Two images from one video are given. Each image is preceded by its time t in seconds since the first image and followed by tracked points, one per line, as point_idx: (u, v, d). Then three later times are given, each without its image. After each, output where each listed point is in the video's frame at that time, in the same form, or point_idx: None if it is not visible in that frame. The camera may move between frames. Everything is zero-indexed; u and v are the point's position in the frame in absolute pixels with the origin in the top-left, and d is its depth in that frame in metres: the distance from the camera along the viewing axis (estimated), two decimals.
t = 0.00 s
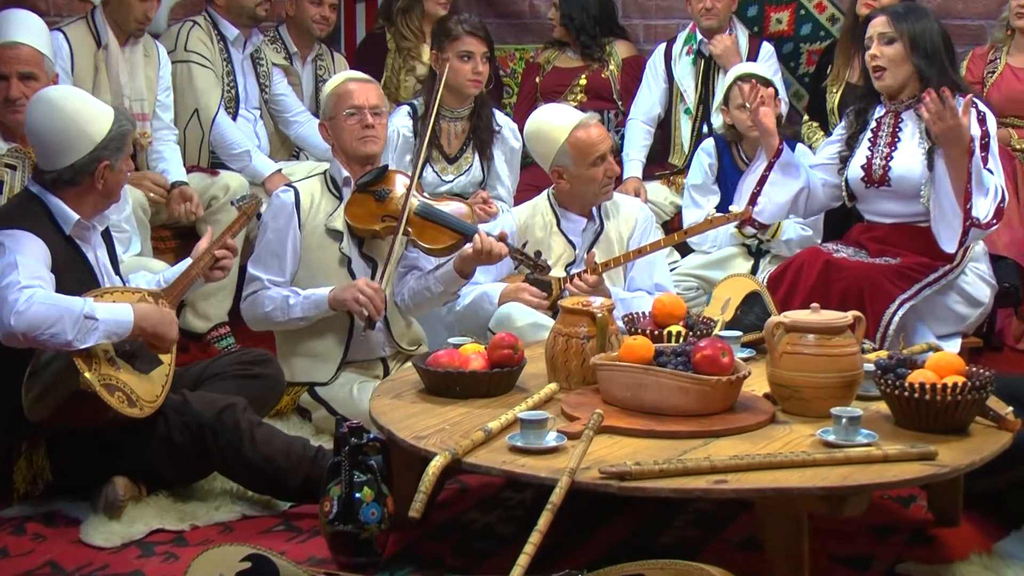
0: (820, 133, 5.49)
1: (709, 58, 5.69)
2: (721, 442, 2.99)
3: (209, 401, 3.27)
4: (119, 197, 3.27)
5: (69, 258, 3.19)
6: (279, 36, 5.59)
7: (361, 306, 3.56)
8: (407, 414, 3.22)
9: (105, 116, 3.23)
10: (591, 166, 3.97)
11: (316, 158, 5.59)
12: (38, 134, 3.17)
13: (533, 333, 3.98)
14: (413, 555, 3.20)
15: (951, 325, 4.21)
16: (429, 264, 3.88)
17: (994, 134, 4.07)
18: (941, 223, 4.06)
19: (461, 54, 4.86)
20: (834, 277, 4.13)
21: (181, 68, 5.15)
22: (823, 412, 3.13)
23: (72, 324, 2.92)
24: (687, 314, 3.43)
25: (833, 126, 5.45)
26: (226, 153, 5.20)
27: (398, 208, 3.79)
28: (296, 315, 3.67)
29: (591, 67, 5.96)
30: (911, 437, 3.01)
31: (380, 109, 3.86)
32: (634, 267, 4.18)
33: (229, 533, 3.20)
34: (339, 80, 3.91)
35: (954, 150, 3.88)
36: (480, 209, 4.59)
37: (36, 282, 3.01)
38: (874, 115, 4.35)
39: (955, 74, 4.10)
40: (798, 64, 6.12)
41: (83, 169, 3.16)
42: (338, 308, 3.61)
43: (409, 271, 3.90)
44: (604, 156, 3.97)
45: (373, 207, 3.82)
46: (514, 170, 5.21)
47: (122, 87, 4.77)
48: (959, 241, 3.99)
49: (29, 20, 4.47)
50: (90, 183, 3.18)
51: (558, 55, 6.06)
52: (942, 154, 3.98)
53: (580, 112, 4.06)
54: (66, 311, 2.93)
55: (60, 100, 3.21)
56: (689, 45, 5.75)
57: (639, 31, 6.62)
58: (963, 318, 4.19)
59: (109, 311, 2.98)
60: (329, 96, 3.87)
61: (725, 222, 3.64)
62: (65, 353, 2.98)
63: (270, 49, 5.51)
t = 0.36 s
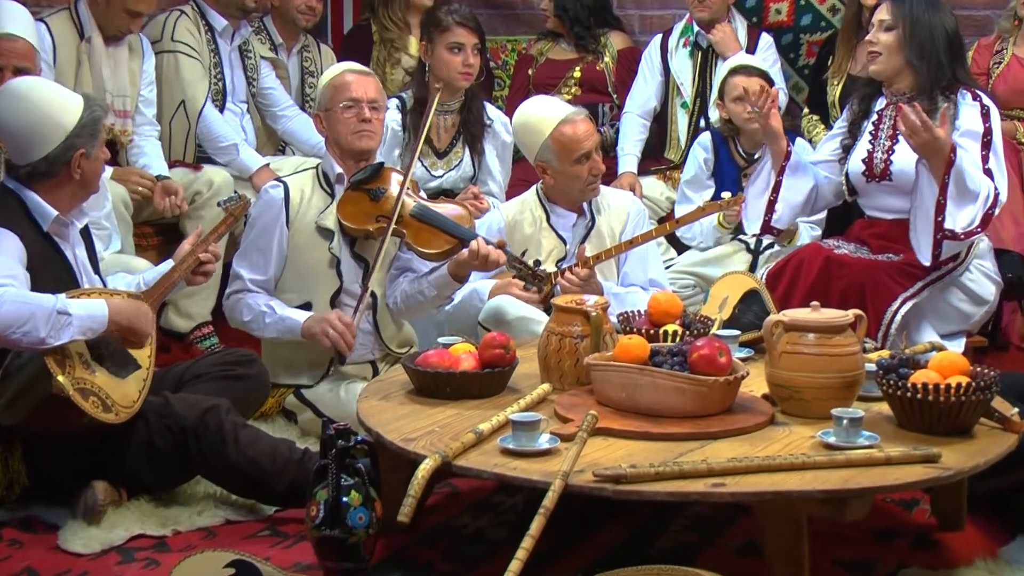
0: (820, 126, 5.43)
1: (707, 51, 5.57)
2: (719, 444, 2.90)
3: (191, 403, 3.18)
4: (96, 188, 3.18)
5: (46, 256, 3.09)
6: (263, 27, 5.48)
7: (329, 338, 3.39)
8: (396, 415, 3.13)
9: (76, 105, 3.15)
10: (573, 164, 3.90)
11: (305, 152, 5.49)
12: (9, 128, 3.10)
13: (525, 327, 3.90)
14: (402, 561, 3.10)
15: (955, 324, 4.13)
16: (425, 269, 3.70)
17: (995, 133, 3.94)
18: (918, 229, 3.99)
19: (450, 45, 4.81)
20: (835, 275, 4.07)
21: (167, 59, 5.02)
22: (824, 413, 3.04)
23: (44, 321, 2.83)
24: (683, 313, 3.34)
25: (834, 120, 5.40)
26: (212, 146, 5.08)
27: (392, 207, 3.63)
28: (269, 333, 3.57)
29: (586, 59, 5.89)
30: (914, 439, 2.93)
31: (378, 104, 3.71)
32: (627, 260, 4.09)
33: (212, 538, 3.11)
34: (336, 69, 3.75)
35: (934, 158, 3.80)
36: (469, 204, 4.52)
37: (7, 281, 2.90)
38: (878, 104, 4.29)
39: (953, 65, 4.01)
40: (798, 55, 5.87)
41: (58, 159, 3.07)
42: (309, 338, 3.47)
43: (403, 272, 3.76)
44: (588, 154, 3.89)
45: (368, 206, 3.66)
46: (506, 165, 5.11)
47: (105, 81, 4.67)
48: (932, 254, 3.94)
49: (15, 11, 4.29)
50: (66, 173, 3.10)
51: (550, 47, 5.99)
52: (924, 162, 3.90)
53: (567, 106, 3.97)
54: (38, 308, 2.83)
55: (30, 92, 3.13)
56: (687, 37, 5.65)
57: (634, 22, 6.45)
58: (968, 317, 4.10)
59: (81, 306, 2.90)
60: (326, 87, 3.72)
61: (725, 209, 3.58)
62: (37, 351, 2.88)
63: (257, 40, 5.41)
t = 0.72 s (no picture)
0: (820, 120, 5.32)
1: (704, 42, 5.49)
2: (716, 447, 2.82)
3: (171, 406, 3.08)
4: (70, 184, 3.09)
5: (17, 254, 3.01)
6: (246, 17, 5.31)
7: (316, 340, 3.32)
8: (384, 418, 3.04)
9: (49, 98, 3.05)
10: (547, 176, 3.84)
11: (287, 147, 5.36)
12: None
13: (517, 328, 3.84)
14: (389, 568, 3.01)
15: (959, 323, 4.04)
16: (414, 276, 3.58)
17: (1001, 127, 3.88)
18: (915, 232, 3.93)
19: (439, 37, 4.71)
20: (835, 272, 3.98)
21: (144, 51, 4.93)
22: (823, 416, 2.95)
23: (15, 322, 2.78)
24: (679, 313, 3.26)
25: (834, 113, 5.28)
26: (192, 140, 4.98)
27: (381, 210, 3.50)
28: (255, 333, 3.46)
29: (578, 51, 5.80)
30: (915, 442, 2.85)
31: (370, 98, 3.60)
32: (622, 261, 4.00)
33: (193, 545, 3.02)
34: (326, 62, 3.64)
35: (923, 163, 3.75)
36: (459, 202, 4.45)
37: None
38: (880, 98, 4.20)
39: (963, 57, 3.94)
40: (796, 47, 5.79)
41: (31, 154, 2.97)
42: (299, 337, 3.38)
43: (391, 276, 3.66)
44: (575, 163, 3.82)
45: (355, 207, 3.53)
46: (496, 159, 5.03)
47: (82, 75, 4.55)
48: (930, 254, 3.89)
49: None
50: (39, 169, 3.00)
51: (541, 39, 5.87)
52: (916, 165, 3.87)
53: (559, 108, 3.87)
54: (9, 309, 2.78)
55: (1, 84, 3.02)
56: (682, 29, 5.57)
57: (629, 13, 6.36)
58: (971, 316, 4.02)
59: (55, 306, 2.82)
60: (315, 80, 3.61)
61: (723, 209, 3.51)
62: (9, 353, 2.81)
63: (238, 32, 5.27)
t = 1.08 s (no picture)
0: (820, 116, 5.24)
1: (701, 36, 5.42)
2: (713, 452, 2.73)
3: (153, 410, 2.99)
4: (49, 184, 3.00)
5: None
6: (230, 10, 5.22)
7: (305, 349, 3.22)
8: (372, 423, 2.96)
9: (27, 95, 2.96)
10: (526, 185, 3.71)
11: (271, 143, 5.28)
12: None
13: (508, 330, 3.75)
14: None
15: (963, 324, 3.95)
16: (403, 279, 3.47)
17: (1009, 127, 3.84)
18: (909, 235, 3.93)
19: (428, 30, 4.62)
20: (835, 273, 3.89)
21: (122, 46, 4.83)
22: (823, 420, 2.87)
23: None
24: (675, 314, 3.18)
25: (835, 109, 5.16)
26: (173, 138, 4.89)
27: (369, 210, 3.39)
28: (240, 338, 3.36)
29: (571, 45, 5.72)
30: (919, 447, 2.77)
31: (361, 95, 3.51)
32: (618, 263, 3.91)
33: (175, 554, 2.93)
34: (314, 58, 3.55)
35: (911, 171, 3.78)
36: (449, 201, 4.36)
37: None
38: (883, 93, 4.14)
39: (971, 50, 3.88)
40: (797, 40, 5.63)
41: (8, 153, 2.88)
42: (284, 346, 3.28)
43: (379, 278, 3.56)
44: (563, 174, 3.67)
45: (343, 207, 3.42)
46: (487, 156, 4.95)
47: (59, 70, 4.46)
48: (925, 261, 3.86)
49: None
50: (17, 168, 2.91)
51: (531, 35, 5.82)
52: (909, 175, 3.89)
53: (549, 116, 3.72)
54: None
55: None
56: (678, 22, 5.49)
57: (624, 7, 6.27)
58: (976, 317, 3.94)
59: (30, 307, 2.73)
60: (304, 76, 3.52)
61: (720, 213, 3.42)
62: None
63: (221, 24, 5.17)
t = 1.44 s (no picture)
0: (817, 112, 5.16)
1: (694, 29, 5.35)
2: (708, 458, 2.65)
3: (129, 415, 2.90)
4: (22, 183, 2.91)
5: None
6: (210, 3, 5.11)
7: (293, 347, 3.12)
8: (356, 428, 2.87)
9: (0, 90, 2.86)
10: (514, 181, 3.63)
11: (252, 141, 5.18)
12: None
13: (497, 333, 3.67)
14: None
15: (964, 326, 3.88)
16: (386, 276, 3.39)
17: (1010, 124, 3.77)
18: (902, 234, 3.89)
19: (416, 23, 4.54)
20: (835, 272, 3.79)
21: (100, 38, 4.72)
22: (822, 424, 2.79)
23: None
24: (669, 316, 3.10)
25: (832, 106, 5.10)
26: (152, 134, 4.82)
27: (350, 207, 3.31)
28: (222, 341, 3.26)
29: (559, 39, 5.62)
30: (920, 452, 2.69)
31: (339, 90, 3.40)
32: (609, 264, 3.84)
33: (152, 565, 2.84)
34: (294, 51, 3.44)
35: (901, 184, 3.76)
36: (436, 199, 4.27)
37: None
38: (881, 89, 4.07)
39: (975, 43, 3.81)
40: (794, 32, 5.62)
41: None
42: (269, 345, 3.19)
43: (360, 276, 3.47)
44: (552, 171, 3.58)
45: (321, 203, 3.33)
46: (475, 153, 4.87)
47: (34, 65, 4.38)
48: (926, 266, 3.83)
49: None
50: None
51: (519, 28, 5.72)
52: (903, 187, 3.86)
53: (538, 110, 3.63)
54: None
55: None
56: (670, 14, 5.41)
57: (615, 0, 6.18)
58: (978, 318, 3.86)
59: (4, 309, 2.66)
60: (282, 70, 3.41)
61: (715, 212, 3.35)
62: None
63: (200, 17, 5.06)
